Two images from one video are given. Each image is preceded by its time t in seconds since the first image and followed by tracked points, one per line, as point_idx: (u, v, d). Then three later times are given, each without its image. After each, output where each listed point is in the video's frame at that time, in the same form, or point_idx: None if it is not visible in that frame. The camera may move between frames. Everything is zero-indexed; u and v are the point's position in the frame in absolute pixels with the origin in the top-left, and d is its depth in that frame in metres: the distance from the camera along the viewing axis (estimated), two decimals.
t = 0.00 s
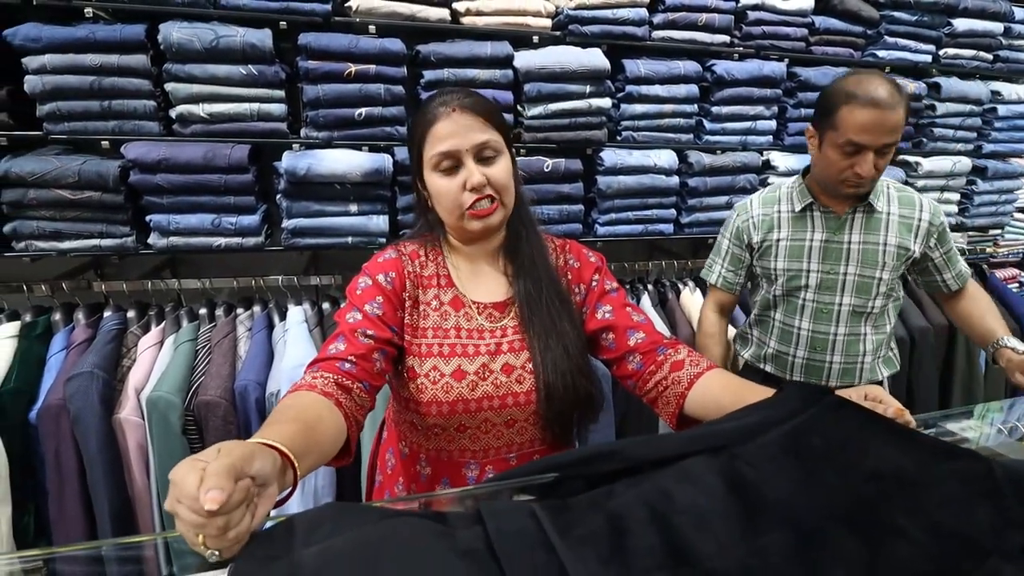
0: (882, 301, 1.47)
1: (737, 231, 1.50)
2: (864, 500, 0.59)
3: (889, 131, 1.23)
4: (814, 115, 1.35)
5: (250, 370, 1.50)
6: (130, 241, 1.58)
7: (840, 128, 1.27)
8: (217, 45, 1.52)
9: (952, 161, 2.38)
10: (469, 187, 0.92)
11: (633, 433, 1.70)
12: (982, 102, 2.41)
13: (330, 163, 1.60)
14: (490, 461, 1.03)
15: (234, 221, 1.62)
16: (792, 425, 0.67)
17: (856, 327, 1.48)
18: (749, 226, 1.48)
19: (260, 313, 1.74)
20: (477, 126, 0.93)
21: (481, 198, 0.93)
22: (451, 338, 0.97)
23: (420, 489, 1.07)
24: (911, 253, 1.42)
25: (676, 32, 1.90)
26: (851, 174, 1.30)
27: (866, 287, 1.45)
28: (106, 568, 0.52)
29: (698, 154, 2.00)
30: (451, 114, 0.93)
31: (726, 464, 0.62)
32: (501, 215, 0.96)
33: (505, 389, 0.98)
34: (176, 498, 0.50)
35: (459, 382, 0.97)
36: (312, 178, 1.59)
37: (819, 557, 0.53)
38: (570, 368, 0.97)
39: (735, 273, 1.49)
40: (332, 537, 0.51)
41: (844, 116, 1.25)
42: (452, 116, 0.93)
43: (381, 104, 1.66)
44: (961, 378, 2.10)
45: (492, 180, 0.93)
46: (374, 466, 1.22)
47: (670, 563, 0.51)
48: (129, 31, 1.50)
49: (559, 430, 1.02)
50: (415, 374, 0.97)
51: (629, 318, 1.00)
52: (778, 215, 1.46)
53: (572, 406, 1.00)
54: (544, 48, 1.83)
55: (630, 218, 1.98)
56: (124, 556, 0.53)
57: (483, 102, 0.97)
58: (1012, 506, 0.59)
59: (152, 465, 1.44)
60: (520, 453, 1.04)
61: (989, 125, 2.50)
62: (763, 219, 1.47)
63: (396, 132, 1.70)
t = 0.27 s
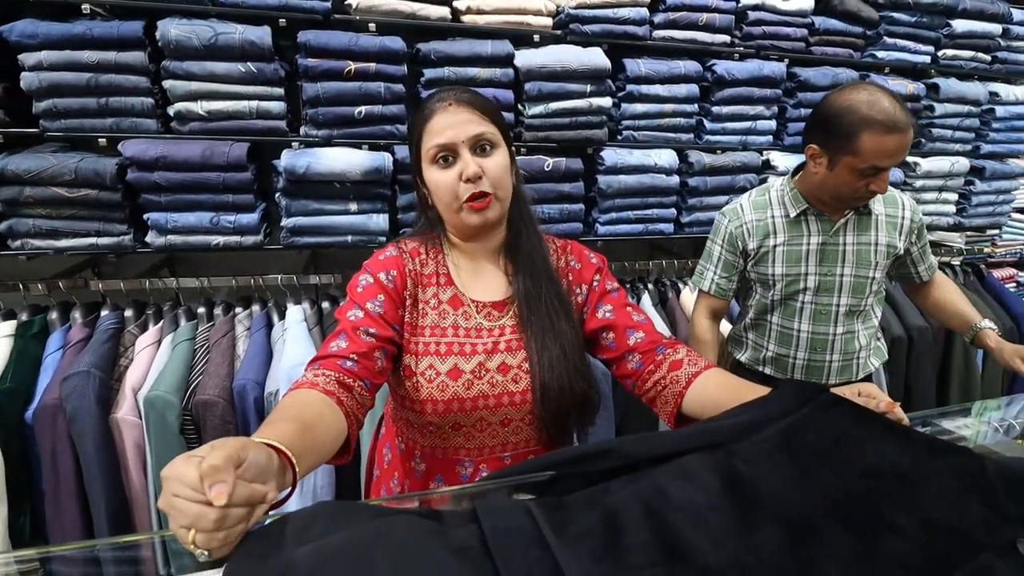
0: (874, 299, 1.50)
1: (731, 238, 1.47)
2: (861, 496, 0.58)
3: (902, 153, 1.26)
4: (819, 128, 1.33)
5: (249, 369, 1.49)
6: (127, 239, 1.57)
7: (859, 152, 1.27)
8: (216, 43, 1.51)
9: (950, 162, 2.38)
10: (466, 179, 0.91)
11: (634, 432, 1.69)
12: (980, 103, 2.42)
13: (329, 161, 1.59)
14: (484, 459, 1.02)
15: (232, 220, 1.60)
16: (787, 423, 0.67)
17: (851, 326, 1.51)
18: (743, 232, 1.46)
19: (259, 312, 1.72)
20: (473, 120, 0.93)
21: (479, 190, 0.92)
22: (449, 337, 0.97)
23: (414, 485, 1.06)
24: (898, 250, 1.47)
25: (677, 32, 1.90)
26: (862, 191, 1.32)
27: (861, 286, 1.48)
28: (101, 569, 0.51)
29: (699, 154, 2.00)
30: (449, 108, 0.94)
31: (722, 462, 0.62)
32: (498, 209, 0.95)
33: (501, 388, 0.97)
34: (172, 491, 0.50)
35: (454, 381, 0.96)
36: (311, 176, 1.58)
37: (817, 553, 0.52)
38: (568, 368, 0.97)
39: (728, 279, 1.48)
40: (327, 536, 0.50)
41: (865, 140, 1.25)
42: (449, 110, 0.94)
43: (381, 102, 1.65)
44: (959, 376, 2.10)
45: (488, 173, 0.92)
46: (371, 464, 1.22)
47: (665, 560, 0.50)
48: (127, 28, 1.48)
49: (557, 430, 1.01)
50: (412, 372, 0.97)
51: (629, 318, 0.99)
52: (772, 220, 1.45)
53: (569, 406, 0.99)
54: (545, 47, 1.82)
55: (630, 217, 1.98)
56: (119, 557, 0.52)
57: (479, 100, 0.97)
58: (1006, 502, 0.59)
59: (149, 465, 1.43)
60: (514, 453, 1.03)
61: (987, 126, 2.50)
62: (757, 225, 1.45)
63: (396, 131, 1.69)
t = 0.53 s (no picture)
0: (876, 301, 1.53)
1: (740, 237, 1.47)
2: (849, 497, 0.59)
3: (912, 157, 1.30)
4: (831, 133, 1.36)
5: (239, 371, 1.48)
6: (115, 240, 1.55)
7: (872, 154, 1.29)
8: (206, 43, 1.50)
9: (938, 165, 2.41)
10: (452, 188, 0.91)
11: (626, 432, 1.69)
12: (967, 107, 2.44)
13: (320, 161, 1.58)
14: (480, 462, 1.02)
15: (223, 220, 1.59)
16: (778, 422, 0.66)
17: (855, 327, 1.54)
18: (752, 232, 1.47)
19: (249, 313, 1.71)
20: (456, 125, 0.92)
21: (465, 199, 0.91)
22: (442, 339, 0.96)
23: (408, 489, 1.05)
24: (900, 254, 1.50)
25: (669, 34, 1.91)
26: (873, 193, 1.35)
27: (866, 289, 1.50)
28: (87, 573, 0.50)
29: (691, 155, 2.00)
30: (430, 117, 0.93)
31: (711, 462, 0.61)
32: (486, 216, 0.95)
33: (496, 389, 0.97)
34: (159, 490, 0.49)
35: (449, 383, 0.95)
36: (303, 177, 1.58)
37: (805, 556, 0.52)
38: (563, 369, 0.97)
39: (736, 278, 1.47)
40: (312, 539, 0.50)
41: (878, 142, 1.28)
42: (431, 119, 0.93)
43: (373, 103, 1.65)
44: (948, 376, 2.12)
45: (474, 181, 0.92)
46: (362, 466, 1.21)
47: (653, 562, 0.50)
48: (116, 27, 1.47)
49: (550, 430, 1.01)
50: (405, 375, 0.96)
51: (620, 319, 0.99)
52: (782, 221, 1.46)
53: (564, 407, 0.99)
54: (538, 48, 1.82)
55: (623, 218, 1.98)
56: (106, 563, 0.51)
57: (467, 106, 0.96)
58: (991, 502, 0.59)
59: (137, 468, 1.41)
60: (510, 454, 1.02)
61: (974, 129, 2.53)
62: (766, 225, 1.46)
63: (388, 132, 1.68)
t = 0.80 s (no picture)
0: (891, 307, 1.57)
1: (762, 235, 1.52)
2: (840, 499, 0.58)
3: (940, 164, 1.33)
4: (861, 134, 1.38)
5: (229, 374, 1.47)
6: (105, 242, 1.55)
7: (901, 156, 1.32)
8: (197, 44, 1.50)
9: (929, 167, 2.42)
10: (441, 182, 0.90)
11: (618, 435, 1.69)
12: (958, 109, 2.46)
13: (311, 163, 1.58)
14: (477, 467, 1.02)
15: (213, 222, 1.59)
16: (767, 426, 0.66)
17: (867, 331, 1.58)
18: (775, 230, 1.51)
19: (240, 316, 1.71)
20: (445, 122, 0.93)
21: (455, 193, 0.91)
22: (434, 345, 0.96)
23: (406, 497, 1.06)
24: (919, 264, 1.53)
25: (660, 37, 1.91)
26: (898, 196, 1.38)
27: (882, 294, 1.54)
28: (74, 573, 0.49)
29: (682, 158, 2.01)
30: (419, 113, 0.94)
31: (701, 465, 0.61)
32: (476, 211, 0.94)
33: (490, 394, 0.97)
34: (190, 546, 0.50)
35: (443, 389, 0.95)
36: (294, 179, 1.57)
37: (796, 556, 0.51)
38: (557, 371, 0.97)
39: (755, 275, 1.52)
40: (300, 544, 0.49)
41: (908, 145, 1.30)
42: (419, 115, 0.94)
43: (365, 105, 1.65)
44: (940, 378, 2.13)
45: (463, 176, 0.91)
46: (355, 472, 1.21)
47: (644, 565, 0.49)
48: (105, 28, 1.47)
49: (545, 432, 1.02)
50: (398, 383, 0.95)
51: (610, 319, 0.99)
52: (805, 221, 1.50)
53: (557, 408, 0.99)
54: (530, 51, 1.82)
55: (615, 221, 1.98)
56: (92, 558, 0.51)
57: (452, 104, 0.98)
58: (980, 504, 0.59)
59: (127, 472, 1.40)
60: (506, 457, 1.02)
61: (964, 132, 2.55)
62: (789, 225, 1.50)
63: (380, 134, 1.68)
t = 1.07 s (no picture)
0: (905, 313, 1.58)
1: (776, 236, 1.54)
2: (839, 500, 0.58)
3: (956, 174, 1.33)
4: (879, 140, 1.39)
5: (226, 376, 1.47)
6: (103, 243, 1.55)
7: (916, 165, 1.32)
8: (195, 46, 1.50)
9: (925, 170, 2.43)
10: (439, 179, 0.91)
11: (614, 436, 1.70)
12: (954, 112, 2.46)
13: (309, 166, 1.58)
14: (477, 470, 1.02)
15: (211, 224, 1.59)
16: (763, 429, 0.67)
17: (880, 335, 1.59)
18: (788, 232, 1.53)
19: (237, 317, 1.71)
20: (446, 122, 0.94)
21: (451, 192, 0.91)
22: (433, 349, 0.96)
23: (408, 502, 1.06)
24: (935, 272, 1.53)
25: (657, 40, 1.92)
26: (911, 206, 1.39)
27: (895, 300, 1.55)
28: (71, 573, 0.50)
29: (679, 161, 2.02)
30: (422, 111, 0.95)
31: (698, 467, 0.61)
32: (473, 211, 0.95)
33: (491, 398, 0.97)
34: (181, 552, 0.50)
35: (444, 393, 0.96)
36: (292, 181, 1.58)
37: (792, 556, 0.52)
38: (554, 375, 0.98)
39: (768, 274, 1.56)
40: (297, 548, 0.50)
41: (924, 154, 1.31)
42: (422, 112, 0.95)
43: (362, 108, 1.65)
44: (937, 381, 2.14)
45: (462, 174, 0.91)
46: (352, 480, 1.21)
47: (641, 566, 0.50)
48: (104, 31, 1.47)
49: (545, 436, 1.02)
50: (398, 388, 0.96)
51: (605, 321, 0.99)
52: (819, 224, 1.52)
53: (555, 410, 1.00)
54: (527, 53, 1.83)
55: (612, 223, 1.99)
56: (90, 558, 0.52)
57: (453, 104, 0.98)
58: (977, 505, 0.59)
59: (124, 473, 1.40)
60: (507, 459, 1.03)
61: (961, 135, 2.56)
62: (803, 227, 1.52)
63: (377, 136, 1.69)
